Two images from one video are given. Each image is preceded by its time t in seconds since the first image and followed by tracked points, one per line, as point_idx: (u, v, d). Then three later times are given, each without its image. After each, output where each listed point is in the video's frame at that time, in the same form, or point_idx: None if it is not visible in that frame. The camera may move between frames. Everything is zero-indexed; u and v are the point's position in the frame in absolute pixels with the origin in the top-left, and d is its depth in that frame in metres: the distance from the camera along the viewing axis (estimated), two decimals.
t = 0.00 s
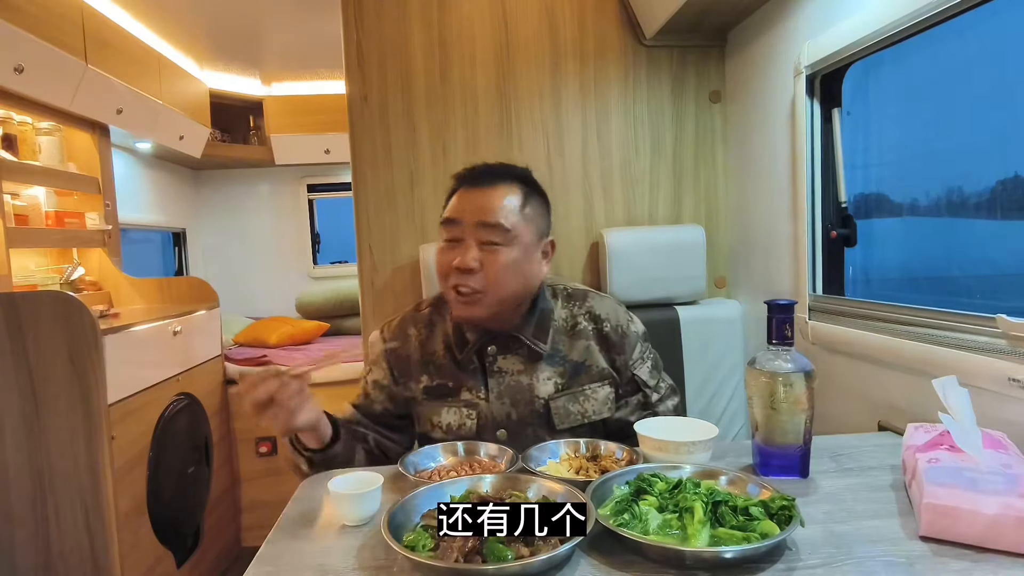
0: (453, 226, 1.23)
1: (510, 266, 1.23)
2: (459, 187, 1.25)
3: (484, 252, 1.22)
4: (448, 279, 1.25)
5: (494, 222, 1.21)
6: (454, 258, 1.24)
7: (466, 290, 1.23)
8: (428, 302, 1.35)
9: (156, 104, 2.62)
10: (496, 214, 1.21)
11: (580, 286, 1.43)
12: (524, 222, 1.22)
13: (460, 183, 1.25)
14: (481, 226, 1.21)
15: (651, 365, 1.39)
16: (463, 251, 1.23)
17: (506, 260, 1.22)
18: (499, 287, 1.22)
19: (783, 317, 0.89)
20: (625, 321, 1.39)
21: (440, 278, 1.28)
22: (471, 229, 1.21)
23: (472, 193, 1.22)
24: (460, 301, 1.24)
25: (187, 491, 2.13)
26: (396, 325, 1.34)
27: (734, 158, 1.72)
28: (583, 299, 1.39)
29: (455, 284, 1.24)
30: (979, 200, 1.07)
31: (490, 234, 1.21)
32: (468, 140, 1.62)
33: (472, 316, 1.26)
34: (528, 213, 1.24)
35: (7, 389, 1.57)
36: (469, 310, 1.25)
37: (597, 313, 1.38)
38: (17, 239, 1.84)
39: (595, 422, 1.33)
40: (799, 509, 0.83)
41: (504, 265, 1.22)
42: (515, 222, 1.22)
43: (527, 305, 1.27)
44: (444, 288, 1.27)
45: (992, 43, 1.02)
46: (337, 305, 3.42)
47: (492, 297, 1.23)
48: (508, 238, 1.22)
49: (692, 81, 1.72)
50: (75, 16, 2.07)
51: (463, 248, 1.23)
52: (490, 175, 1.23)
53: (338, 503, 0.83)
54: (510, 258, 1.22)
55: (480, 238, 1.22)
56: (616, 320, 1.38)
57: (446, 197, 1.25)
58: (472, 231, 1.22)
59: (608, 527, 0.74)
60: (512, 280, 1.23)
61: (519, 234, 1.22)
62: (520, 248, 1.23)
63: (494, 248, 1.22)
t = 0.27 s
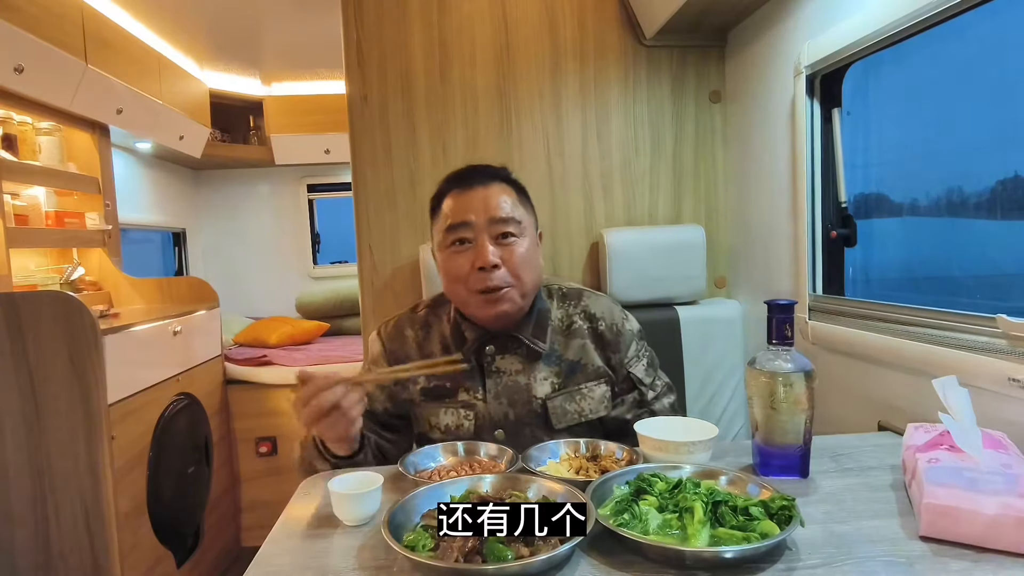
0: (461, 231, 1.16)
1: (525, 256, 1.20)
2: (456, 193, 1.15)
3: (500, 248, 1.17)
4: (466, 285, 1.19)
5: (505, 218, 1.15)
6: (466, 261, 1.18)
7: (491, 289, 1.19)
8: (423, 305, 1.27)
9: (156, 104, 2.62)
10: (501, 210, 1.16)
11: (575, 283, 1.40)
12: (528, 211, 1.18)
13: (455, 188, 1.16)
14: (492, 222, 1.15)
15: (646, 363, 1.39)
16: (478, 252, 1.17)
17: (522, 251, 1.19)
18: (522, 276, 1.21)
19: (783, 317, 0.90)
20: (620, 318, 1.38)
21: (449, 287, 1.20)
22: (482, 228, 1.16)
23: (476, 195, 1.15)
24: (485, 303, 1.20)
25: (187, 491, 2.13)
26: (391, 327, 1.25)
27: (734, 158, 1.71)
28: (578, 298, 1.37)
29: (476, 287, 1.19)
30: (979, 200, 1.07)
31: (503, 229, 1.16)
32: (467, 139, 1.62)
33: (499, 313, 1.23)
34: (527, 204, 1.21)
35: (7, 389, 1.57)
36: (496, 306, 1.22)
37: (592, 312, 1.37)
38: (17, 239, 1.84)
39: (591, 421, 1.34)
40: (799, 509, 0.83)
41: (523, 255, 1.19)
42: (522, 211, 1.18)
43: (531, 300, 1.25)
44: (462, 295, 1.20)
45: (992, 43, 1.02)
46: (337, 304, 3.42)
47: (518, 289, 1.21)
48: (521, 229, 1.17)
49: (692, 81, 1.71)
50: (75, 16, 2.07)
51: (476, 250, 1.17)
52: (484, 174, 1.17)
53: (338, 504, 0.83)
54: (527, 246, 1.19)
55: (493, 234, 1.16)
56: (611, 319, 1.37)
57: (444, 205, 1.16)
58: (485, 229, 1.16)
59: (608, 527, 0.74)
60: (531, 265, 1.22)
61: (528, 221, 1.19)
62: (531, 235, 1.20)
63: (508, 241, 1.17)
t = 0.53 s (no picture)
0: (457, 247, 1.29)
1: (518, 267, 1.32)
2: (450, 209, 1.30)
3: (495, 261, 1.29)
4: (464, 299, 1.29)
5: (496, 231, 1.29)
6: (462, 276, 1.29)
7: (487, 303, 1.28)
8: (418, 314, 1.42)
9: (156, 105, 2.62)
10: (492, 222, 1.29)
11: (571, 285, 1.47)
12: (520, 225, 1.32)
13: (449, 203, 1.31)
14: (484, 236, 1.29)
15: (646, 360, 1.40)
16: (473, 266, 1.29)
17: (515, 264, 1.31)
18: (518, 290, 1.31)
19: (783, 317, 0.90)
20: (617, 315, 1.41)
21: (448, 302, 1.32)
22: (476, 243, 1.29)
23: (468, 208, 1.29)
24: (483, 315, 1.29)
25: (187, 491, 2.13)
26: (387, 337, 1.40)
27: (734, 157, 1.72)
28: (575, 298, 1.42)
29: (474, 301, 1.29)
30: (979, 200, 1.07)
31: (496, 242, 1.29)
32: (467, 139, 1.62)
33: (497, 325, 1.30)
34: (516, 215, 1.33)
35: (7, 389, 1.57)
36: (494, 320, 1.30)
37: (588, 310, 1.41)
38: (17, 239, 1.84)
39: (594, 422, 1.35)
40: (799, 509, 0.83)
41: (516, 267, 1.31)
42: (514, 224, 1.32)
43: (527, 307, 1.34)
44: (461, 309, 1.30)
45: (992, 43, 1.02)
46: (337, 305, 3.42)
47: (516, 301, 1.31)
48: (513, 241, 1.31)
49: (692, 82, 1.71)
50: (75, 16, 2.07)
51: (472, 264, 1.29)
52: (476, 185, 1.33)
53: (338, 504, 0.83)
54: (520, 258, 1.32)
55: (486, 249, 1.29)
56: (609, 318, 1.40)
57: (441, 222, 1.30)
58: (479, 244, 1.29)
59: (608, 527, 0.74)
60: (526, 277, 1.33)
61: (519, 234, 1.33)
62: (522, 248, 1.33)
63: (501, 254, 1.30)
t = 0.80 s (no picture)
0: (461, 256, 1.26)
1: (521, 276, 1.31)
2: (450, 218, 1.28)
3: (498, 270, 1.27)
4: (468, 311, 1.27)
5: (499, 240, 1.27)
6: (466, 287, 1.27)
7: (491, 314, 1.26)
8: (412, 320, 1.43)
9: (156, 105, 2.62)
10: (494, 231, 1.27)
11: (565, 288, 1.48)
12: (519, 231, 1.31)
13: (449, 212, 1.29)
14: (487, 246, 1.26)
15: (642, 362, 1.40)
16: (477, 277, 1.26)
17: (517, 273, 1.29)
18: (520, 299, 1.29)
19: (783, 317, 0.90)
20: (612, 317, 1.42)
21: (451, 313, 1.29)
22: (479, 253, 1.26)
23: (468, 217, 1.27)
24: (488, 327, 1.28)
25: (188, 491, 2.13)
26: (382, 344, 1.40)
27: (734, 157, 1.72)
28: (569, 301, 1.44)
29: (478, 313, 1.26)
30: (979, 200, 1.07)
31: (499, 251, 1.27)
32: (467, 139, 1.62)
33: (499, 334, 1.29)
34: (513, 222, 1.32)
35: (7, 390, 1.57)
36: (496, 330, 1.28)
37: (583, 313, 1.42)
38: (17, 239, 1.84)
39: (590, 425, 1.34)
40: (799, 509, 0.83)
41: (519, 276, 1.29)
42: (513, 231, 1.30)
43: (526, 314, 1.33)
44: (465, 321, 1.28)
45: (992, 43, 1.02)
46: (337, 305, 3.42)
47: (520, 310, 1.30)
48: (515, 250, 1.29)
49: (692, 82, 1.71)
50: (75, 16, 2.07)
51: (475, 275, 1.26)
52: (476, 192, 1.31)
53: (338, 504, 0.83)
54: (522, 266, 1.30)
55: (490, 258, 1.27)
56: (604, 320, 1.41)
57: (442, 232, 1.28)
58: (483, 254, 1.26)
59: (608, 527, 0.74)
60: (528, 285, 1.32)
61: (520, 242, 1.31)
62: (524, 255, 1.31)
63: (504, 263, 1.28)
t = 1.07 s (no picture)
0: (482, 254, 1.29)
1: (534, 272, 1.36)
2: (469, 217, 1.32)
3: (517, 266, 1.31)
4: (489, 307, 1.29)
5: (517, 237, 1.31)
6: (485, 284, 1.30)
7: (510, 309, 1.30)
8: (408, 320, 1.42)
9: (156, 105, 2.62)
10: (510, 228, 1.32)
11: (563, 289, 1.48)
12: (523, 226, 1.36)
13: (464, 211, 1.33)
14: (505, 243, 1.30)
15: (640, 362, 1.41)
16: (496, 273, 1.30)
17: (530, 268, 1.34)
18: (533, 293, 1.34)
19: (783, 317, 0.90)
20: (611, 318, 1.42)
21: (468, 312, 1.30)
22: (498, 250, 1.30)
23: (488, 214, 1.32)
24: (508, 322, 1.31)
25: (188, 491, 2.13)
26: (377, 346, 1.40)
27: (734, 157, 1.72)
28: (567, 303, 1.42)
29: (499, 308, 1.29)
30: (979, 200, 1.07)
31: (516, 247, 1.32)
32: (467, 139, 1.62)
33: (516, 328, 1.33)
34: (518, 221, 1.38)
35: (7, 390, 1.57)
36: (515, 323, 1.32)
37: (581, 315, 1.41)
38: (17, 239, 1.84)
39: (587, 427, 1.35)
40: (799, 509, 0.83)
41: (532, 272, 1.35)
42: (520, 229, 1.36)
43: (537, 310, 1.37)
44: (485, 318, 1.30)
45: (992, 42, 1.02)
46: (337, 305, 3.42)
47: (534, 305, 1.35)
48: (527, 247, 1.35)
49: (692, 82, 1.71)
50: (75, 16, 2.07)
51: (495, 271, 1.30)
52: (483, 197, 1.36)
53: (338, 504, 0.83)
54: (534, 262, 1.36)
55: (508, 254, 1.31)
56: (603, 321, 1.41)
57: (463, 231, 1.30)
58: (502, 250, 1.30)
59: (608, 527, 0.74)
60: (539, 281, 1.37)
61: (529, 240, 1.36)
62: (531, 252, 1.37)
63: (520, 259, 1.32)
